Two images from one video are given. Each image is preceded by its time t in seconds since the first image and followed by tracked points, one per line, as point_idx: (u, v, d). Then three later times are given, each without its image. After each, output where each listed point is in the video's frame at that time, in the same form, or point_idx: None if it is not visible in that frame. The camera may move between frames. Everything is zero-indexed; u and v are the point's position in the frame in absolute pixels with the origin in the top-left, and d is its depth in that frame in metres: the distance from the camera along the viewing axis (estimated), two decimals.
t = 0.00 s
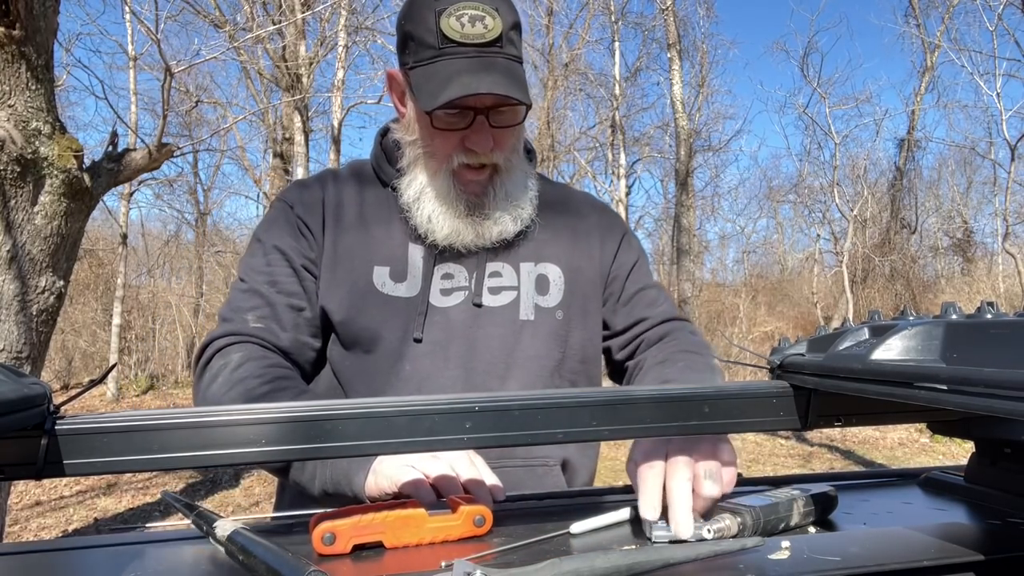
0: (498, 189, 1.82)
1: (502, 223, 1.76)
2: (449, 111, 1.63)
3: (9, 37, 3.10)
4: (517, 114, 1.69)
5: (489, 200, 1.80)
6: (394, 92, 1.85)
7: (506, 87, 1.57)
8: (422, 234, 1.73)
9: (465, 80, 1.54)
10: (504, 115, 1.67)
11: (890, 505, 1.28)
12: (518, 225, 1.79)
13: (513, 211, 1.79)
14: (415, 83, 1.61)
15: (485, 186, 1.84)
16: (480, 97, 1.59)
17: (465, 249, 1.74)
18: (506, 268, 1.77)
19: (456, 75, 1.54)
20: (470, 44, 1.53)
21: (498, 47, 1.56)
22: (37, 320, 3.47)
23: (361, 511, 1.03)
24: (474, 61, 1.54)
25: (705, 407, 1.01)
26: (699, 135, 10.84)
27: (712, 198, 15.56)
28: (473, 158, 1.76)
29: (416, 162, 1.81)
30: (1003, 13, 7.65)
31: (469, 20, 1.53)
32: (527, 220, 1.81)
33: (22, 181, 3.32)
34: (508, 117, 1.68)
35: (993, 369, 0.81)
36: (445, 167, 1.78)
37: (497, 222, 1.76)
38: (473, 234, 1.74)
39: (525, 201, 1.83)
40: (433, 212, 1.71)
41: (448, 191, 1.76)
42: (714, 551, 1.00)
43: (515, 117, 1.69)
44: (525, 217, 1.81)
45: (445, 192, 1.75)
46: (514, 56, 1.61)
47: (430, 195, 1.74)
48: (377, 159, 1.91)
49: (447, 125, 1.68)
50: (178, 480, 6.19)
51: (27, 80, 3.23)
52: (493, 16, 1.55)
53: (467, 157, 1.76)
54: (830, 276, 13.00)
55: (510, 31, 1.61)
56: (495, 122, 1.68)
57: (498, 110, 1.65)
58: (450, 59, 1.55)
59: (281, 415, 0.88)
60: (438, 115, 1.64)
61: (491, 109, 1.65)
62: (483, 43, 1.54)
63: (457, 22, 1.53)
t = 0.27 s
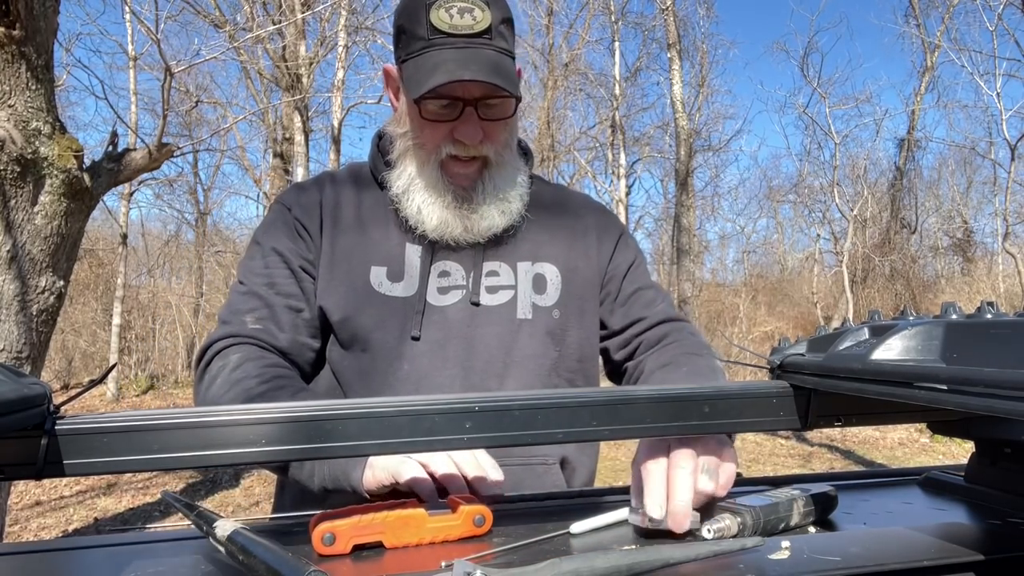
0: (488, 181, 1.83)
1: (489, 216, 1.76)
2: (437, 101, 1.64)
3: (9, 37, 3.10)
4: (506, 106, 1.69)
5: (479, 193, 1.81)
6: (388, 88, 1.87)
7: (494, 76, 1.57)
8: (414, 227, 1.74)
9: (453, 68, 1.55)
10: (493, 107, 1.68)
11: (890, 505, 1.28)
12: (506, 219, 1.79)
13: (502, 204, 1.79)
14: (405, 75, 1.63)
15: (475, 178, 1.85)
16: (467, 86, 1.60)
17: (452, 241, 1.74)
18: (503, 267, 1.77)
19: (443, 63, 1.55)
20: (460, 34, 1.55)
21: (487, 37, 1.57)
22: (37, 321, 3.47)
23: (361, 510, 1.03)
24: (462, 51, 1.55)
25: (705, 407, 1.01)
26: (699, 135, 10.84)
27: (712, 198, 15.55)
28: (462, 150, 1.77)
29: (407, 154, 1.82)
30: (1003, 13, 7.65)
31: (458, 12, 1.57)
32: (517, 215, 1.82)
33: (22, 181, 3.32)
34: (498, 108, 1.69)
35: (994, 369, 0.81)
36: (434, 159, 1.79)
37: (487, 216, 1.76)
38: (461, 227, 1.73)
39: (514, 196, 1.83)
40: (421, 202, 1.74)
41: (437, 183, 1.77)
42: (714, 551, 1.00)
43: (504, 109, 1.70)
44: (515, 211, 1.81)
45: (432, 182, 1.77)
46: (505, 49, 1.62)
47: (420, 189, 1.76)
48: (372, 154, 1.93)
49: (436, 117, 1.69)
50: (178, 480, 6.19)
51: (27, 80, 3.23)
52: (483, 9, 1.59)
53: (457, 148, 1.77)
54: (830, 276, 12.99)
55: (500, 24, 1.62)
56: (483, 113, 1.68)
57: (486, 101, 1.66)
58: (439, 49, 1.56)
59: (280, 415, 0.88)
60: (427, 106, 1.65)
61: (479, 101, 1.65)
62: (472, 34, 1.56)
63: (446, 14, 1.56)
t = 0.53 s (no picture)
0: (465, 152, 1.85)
1: (469, 188, 1.78)
2: (389, 70, 1.72)
3: (9, 37, 3.10)
4: (461, 66, 1.74)
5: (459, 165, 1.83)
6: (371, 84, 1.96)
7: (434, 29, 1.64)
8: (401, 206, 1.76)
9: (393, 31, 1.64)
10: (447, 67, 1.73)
11: (890, 505, 1.28)
12: (488, 190, 1.82)
13: (484, 177, 1.81)
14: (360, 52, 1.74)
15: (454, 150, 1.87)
16: (411, 45, 1.68)
17: (435, 214, 1.74)
18: (510, 268, 1.76)
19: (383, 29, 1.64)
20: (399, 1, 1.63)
21: None
22: (37, 320, 3.47)
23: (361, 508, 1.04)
24: (400, 15, 1.63)
25: (705, 407, 1.01)
26: (699, 135, 10.84)
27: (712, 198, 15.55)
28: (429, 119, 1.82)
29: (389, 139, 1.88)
30: (1003, 13, 7.66)
31: None
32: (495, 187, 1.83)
33: (22, 181, 3.32)
34: (452, 69, 1.74)
35: (993, 370, 0.81)
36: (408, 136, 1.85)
37: (465, 186, 1.78)
38: (442, 199, 1.74)
39: (494, 168, 1.84)
40: (400, 178, 1.77)
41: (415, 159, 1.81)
42: (714, 552, 1.00)
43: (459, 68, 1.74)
44: (496, 183, 1.84)
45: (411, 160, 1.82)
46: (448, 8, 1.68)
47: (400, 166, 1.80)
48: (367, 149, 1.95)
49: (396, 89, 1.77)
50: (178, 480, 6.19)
51: (27, 80, 3.22)
52: None
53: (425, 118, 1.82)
54: (830, 276, 12.99)
55: None
56: (438, 76, 1.74)
57: (437, 62, 1.72)
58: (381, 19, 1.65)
59: (279, 415, 0.88)
60: (381, 77, 1.74)
61: (429, 62, 1.72)
62: None
63: None
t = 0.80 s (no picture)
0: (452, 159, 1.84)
1: (456, 195, 1.77)
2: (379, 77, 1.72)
3: (9, 37, 3.10)
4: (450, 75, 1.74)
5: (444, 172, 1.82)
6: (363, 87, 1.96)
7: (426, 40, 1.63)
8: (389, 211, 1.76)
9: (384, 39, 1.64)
10: (437, 76, 1.73)
11: (890, 505, 1.28)
12: (473, 198, 1.81)
13: (469, 184, 1.81)
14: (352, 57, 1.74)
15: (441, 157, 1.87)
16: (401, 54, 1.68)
17: (424, 220, 1.74)
18: (502, 267, 1.76)
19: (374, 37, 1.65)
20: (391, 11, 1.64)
21: (419, 10, 1.65)
22: (37, 320, 3.47)
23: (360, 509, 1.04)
24: (392, 24, 1.63)
25: (705, 407, 1.01)
26: (699, 135, 10.84)
27: (712, 198, 15.54)
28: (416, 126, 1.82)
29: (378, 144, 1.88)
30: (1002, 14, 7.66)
31: None
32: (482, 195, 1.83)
33: (22, 181, 3.32)
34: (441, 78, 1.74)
35: (992, 369, 0.82)
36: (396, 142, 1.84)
37: (452, 193, 1.77)
38: (431, 207, 1.74)
39: (481, 175, 1.84)
40: (387, 184, 1.77)
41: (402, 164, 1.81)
42: (714, 552, 0.99)
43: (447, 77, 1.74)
44: (481, 191, 1.83)
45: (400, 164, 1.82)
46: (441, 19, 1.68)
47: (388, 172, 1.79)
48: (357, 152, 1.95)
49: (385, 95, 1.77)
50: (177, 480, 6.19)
51: (27, 80, 3.22)
52: None
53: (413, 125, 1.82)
54: (830, 276, 12.99)
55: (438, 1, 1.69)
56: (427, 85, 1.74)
57: (426, 71, 1.72)
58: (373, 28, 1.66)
59: (278, 415, 0.88)
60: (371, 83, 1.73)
61: (419, 71, 1.71)
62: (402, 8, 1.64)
63: None
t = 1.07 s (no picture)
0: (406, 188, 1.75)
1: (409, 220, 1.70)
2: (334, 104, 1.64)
3: (9, 37, 3.10)
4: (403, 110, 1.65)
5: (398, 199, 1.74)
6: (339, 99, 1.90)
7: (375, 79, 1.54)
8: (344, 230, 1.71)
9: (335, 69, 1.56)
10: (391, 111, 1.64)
11: (890, 505, 1.28)
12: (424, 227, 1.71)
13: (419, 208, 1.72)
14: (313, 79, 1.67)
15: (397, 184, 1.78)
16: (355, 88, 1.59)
17: (381, 243, 1.71)
18: (485, 266, 1.75)
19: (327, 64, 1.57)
20: (351, 40, 1.58)
21: (379, 43, 1.57)
22: (37, 320, 3.47)
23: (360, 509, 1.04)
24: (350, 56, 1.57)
25: (705, 407, 1.01)
26: (699, 135, 10.84)
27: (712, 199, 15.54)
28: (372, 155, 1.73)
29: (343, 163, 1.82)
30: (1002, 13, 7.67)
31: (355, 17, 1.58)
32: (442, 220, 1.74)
33: (22, 181, 3.32)
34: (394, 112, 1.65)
35: (993, 370, 0.82)
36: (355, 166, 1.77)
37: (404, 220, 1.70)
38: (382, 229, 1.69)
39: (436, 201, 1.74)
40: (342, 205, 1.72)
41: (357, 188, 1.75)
42: (714, 552, 0.99)
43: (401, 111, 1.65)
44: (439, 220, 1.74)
45: (351, 183, 1.78)
46: (399, 54, 1.58)
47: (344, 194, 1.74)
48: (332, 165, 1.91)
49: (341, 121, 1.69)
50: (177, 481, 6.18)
51: (27, 80, 3.23)
52: (381, 14, 1.58)
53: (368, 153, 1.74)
54: (830, 276, 13.00)
55: (403, 30, 1.59)
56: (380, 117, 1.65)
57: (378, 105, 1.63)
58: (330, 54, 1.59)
59: (279, 415, 0.88)
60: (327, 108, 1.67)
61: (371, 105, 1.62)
62: (362, 39, 1.57)
63: (345, 20, 1.60)
